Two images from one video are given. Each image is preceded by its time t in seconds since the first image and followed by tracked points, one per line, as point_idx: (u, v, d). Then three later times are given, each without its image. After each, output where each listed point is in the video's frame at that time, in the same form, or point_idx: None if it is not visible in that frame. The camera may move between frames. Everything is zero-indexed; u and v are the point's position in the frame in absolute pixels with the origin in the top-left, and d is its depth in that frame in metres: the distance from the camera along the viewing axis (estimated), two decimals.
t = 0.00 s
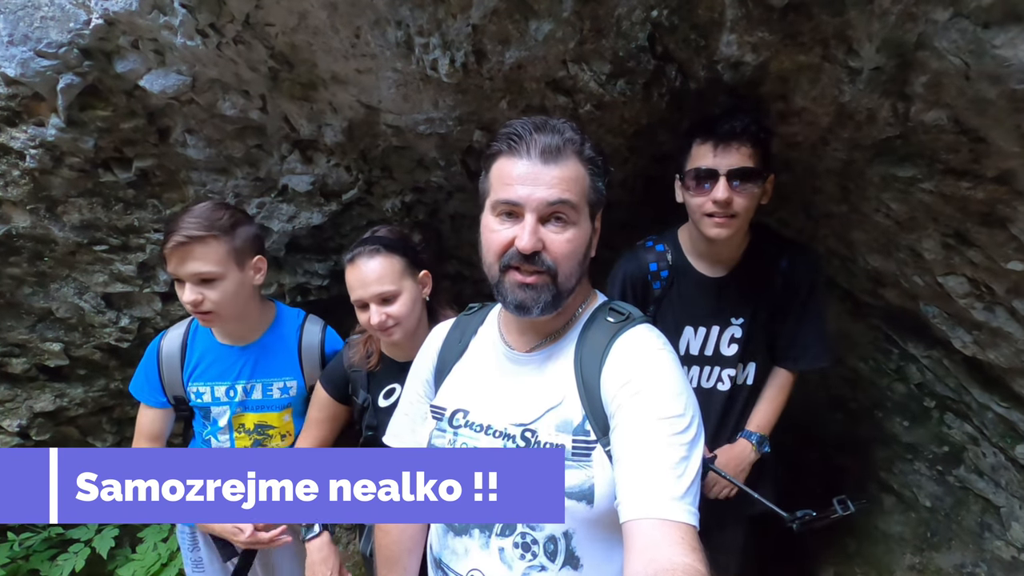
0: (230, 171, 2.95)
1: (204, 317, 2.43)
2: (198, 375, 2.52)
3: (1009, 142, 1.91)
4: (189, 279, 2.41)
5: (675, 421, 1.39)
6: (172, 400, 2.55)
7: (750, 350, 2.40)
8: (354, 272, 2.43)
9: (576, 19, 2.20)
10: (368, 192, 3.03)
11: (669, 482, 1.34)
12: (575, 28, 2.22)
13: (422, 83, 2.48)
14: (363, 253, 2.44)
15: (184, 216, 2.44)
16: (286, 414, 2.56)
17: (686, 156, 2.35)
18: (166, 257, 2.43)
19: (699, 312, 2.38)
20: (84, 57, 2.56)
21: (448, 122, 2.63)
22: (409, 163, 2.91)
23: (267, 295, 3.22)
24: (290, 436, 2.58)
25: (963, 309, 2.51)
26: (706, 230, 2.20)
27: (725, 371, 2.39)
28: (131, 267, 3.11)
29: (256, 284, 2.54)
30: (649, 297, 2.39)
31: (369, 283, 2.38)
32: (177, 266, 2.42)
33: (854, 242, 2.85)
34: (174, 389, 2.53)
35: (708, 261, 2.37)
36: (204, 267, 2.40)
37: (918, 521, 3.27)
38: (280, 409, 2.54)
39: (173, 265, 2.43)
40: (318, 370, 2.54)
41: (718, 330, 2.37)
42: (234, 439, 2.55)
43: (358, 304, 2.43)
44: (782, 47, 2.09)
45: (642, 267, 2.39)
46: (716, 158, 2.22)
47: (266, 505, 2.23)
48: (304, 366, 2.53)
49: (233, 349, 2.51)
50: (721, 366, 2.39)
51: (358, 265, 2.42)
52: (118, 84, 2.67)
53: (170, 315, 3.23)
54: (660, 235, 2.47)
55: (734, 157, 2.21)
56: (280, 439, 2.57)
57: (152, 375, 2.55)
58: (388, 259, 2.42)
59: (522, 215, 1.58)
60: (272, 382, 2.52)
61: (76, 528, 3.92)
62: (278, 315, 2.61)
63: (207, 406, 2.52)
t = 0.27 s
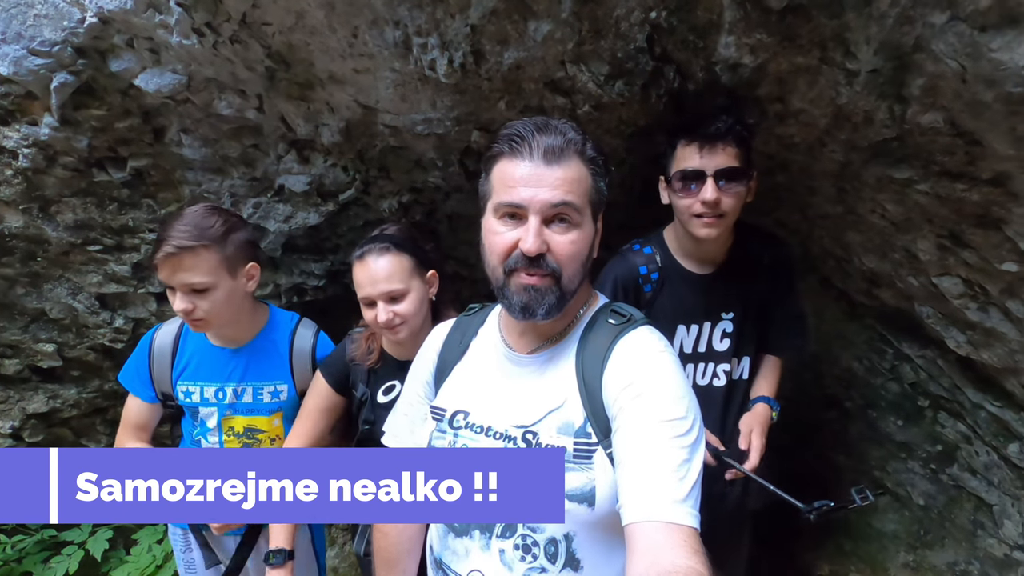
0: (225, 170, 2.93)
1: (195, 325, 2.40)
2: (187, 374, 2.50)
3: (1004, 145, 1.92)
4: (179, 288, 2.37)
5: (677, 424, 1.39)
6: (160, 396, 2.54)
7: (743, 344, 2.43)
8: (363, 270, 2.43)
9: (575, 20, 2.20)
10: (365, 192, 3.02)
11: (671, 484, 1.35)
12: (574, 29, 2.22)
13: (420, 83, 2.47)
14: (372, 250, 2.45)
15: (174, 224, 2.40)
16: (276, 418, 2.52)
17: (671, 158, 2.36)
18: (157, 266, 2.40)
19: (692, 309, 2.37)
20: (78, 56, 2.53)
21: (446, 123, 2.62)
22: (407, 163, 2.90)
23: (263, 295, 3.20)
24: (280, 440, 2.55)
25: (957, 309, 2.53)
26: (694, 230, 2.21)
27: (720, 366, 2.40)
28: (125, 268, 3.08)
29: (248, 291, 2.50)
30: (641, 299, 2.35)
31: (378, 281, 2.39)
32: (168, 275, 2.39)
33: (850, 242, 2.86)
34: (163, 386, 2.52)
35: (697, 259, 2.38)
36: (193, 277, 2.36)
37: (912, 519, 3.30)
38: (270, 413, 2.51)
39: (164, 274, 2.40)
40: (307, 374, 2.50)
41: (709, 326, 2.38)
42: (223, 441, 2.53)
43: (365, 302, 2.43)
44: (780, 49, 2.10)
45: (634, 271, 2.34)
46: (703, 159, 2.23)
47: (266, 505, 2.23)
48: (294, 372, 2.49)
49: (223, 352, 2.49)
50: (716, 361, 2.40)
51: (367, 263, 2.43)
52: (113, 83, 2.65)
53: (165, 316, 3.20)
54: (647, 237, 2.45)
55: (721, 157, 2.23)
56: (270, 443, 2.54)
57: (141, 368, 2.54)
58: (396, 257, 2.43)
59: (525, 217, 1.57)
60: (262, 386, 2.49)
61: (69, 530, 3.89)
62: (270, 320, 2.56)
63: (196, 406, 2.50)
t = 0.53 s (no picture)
0: (220, 169, 2.91)
1: (196, 328, 2.37)
2: (175, 374, 2.47)
3: (999, 144, 1.93)
4: (181, 292, 2.32)
5: (674, 422, 1.39)
6: (149, 396, 2.51)
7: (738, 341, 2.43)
8: (355, 270, 2.42)
9: (572, 19, 2.19)
10: (361, 191, 3.00)
11: (668, 483, 1.34)
12: (571, 28, 2.22)
13: (417, 81, 2.46)
14: (366, 251, 2.43)
15: (170, 225, 2.32)
16: (268, 417, 2.51)
17: (654, 159, 2.37)
18: (155, 270, 2.30)
19: (685, 308, 2.38)
20: (71, 53, 2.51)
21: (443, 121, 2.61)
22: (403, 162, 2.88)
23: (258, 294, 3.18)
24: (273, 439, 2.53)
25: (951, 308, 2.54)
26: (682, 228, 2.21)
27: (715, 363, 2.42)
28: (119, 267, 3.06)
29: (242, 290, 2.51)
30: (633, 300, 2.35)
31: (371, 283, 2.38)
32: (168, 279, 2.30)
33: (845, 242, 2.87)
34: (151, 386, 2.49)
35: (685, 258, 2.38)
36: (201, 280, 2.33)
37: (906, 517, 3.32)
38: (261, 411, 2.49)
39: (164, 278, 2.30)
40: (297, 375, 2.48)
41: (703, 324, 2.38)
42: (215, 440, 2.51)
43: (359, 303, 2.42)
44: (777, 48, 2.10)
45: (625, 272, 2.34)
46: (685, 158, 2.24)
47: (266, 505, 2.20)
48: (282, 369, 2.47)
49: (211, 352, 2.45)
50: (711, 358, 2.41)
51: (359, 263, 2.42)
52: (107, 80, 2.62)
53: (159, 315, 3.18)
54: (636, 238, 2.44)
55: (703, 155, 2.23)
56: (262, 441, 2.53)
57: (129, 364, 2.51)
58: (390, 258, 2.42)
59: (521, 216, 1.57)
60: (252, 384, 2.48)
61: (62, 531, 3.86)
62: (257, 317, 2.54)
63: (185, 406, 2.48)
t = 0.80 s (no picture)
0: (220, 166, 2.90)
1: (218, 320, 2.37)
2: (175, 373, 2.43)
3: (1000, 146, 1.94)
4: (206, 285, 2.31)
5: (676, 422, 1.39)
6: (147, 396, 2.46)
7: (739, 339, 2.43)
8: (344, 272, 2.41)
9: (575, 18, 2.19)
10: (362, 189, 3.00)
11: (670, 483, 1.35)
12: (574, 26, 2.21)
13: (419, 79, 2.46)
14: (356, 252, 2.42)
15: (184, 219, 2.30)
16: (270, 409, 2.50)
17: (654, 158, 2.37)
18: (180, 266, 2.25)
19: (685, 308, 2.39)
20: (71, 49, 2.50)
21: (445, 120, 2.61)
22: (404, 160, 2.88)
23: (257, 292, 3.17)
24: (275, 431, 2.53)
25: (950, 309, 2.55)
26: (683, 228, 2.21)
27: (715, 362, 2.42)
28: (118, 264, 3.05)
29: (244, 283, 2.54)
30: (632, 298, 2.36)
31: (363, 284, 2.37)
32: (198, 273, 2.28)
33: (845, 242, 2.88)
34: (150, 386, 2.44)
35: (685, 256, 2.39)
36: (229, 270, 2.37)
37: (904, 517, 3.33)
38: (262, 404, 2.49)
39: (192, 273, 2.28)
40: (297, 367, 2.48)
41: (703, 322, 2.39)
42: (216, 437, 2.47)
43: (351, 305, 2.41)
44: (780, 49, 2.10)
45: (625, 269, 2.36)
46: (684, 158, 2.24)
47: (266, 506, 2.20)
48: (282, 360, 2.46)
49: (211, 347, 2.43)
50: (711, 358, 2.42)
51: (349, 265, 2.41)
52: (106, 77, 2.61)
53: (158, 313, 3.17)
54: (637, 236, 2.46)
55: (702, 154, 2.23)
56: (264, 434, 2.51)
57: (125, 366, 2.46)
58: (381, 258, 2.41)
59: (522, 213, 1.57)
60: (252, 377, 2.46)
61: (58, 530, 3.85)
62: (254, 310, 2.53)
63: (186, 404, 2.44)
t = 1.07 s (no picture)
0: (218, 166, 2.90)
1: (234, 313, 2.39)
2: (174, 372, 2.40)
3: (994, 144, 1.95)
4: (228, 275, 2.34)
5: (671, 421, 1.40)
6: (147, 399, 2.43)
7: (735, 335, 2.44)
8: (359, 248, 2.53)
9: (572, 17, 2.20)
10: (359, 189, 3.01)
11: (665, 481, 1.35)
12: (570, 26, 2.22)
13: (416, 79, 2.46)
14: (369, 233, 2.57)
15: (199, 213, 2.32)
16: (270, 404, 2.50)
17: (656, 153, 2.38)
18: (207, 256, 2.27)
19: (681, 303, 2.40)
20: (68, 49, 2.50)
21: (442, 119, 2.62)
22: (402, 160, 2.88)
23: (255, 292, 3.18)
24: (274, 426, 2.52)
25: (946, 307, 2.56)
26: (684, 222, 2.22)
27: (711, 357, 2.42)
28: (116, 264, 3.05)
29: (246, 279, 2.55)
30: (632, 293, 2.38)
31: (377, 257, 2.49)
32: (224, 264, 2.31)
33: (841, 241, 2.89)
34: (149, 388, 2.41)
35: (684, 251, 2.40)
36: (247, 262, 2.41)
37: (901, 515, 3.34)
38: (263, 399, 2.48)
39: (218, 264, 2.30)
40: (297, 359, 2.51)
41: (700, 318, 2.39)
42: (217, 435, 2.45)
43: (361, 279, 2.50)
44: (775, 48, 2.11)
45: (624, 263, 2.38)
46: (688, 152, 2.25)
47: (266, 505, 2.20)
48: (282, 353, 2.49)
49: (211, 343, 2.42)
50: (708, 353, 2.42)
51: (362, 242, 2.54)
52: (104, 77, 2.61)
53: (156, 313, 3.17)
54: (638, 232, 2.48)
55: (705, 149, 2.24)
56: (263, 430, 2.50)
57: (123, 370, 2.44)
58: (393, 239, 2.55)
59: (517, 213, 1.58)
60: (252, 372, 2.46)
61: (55, 531, 3.84)
62: (253, 307, 2.54)
63: (187, 402, 2.41)
